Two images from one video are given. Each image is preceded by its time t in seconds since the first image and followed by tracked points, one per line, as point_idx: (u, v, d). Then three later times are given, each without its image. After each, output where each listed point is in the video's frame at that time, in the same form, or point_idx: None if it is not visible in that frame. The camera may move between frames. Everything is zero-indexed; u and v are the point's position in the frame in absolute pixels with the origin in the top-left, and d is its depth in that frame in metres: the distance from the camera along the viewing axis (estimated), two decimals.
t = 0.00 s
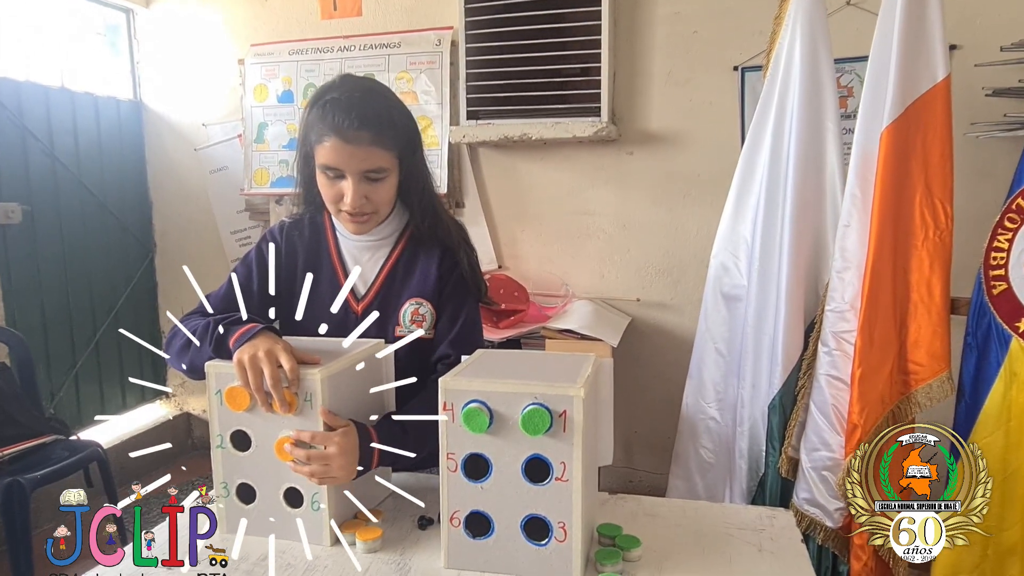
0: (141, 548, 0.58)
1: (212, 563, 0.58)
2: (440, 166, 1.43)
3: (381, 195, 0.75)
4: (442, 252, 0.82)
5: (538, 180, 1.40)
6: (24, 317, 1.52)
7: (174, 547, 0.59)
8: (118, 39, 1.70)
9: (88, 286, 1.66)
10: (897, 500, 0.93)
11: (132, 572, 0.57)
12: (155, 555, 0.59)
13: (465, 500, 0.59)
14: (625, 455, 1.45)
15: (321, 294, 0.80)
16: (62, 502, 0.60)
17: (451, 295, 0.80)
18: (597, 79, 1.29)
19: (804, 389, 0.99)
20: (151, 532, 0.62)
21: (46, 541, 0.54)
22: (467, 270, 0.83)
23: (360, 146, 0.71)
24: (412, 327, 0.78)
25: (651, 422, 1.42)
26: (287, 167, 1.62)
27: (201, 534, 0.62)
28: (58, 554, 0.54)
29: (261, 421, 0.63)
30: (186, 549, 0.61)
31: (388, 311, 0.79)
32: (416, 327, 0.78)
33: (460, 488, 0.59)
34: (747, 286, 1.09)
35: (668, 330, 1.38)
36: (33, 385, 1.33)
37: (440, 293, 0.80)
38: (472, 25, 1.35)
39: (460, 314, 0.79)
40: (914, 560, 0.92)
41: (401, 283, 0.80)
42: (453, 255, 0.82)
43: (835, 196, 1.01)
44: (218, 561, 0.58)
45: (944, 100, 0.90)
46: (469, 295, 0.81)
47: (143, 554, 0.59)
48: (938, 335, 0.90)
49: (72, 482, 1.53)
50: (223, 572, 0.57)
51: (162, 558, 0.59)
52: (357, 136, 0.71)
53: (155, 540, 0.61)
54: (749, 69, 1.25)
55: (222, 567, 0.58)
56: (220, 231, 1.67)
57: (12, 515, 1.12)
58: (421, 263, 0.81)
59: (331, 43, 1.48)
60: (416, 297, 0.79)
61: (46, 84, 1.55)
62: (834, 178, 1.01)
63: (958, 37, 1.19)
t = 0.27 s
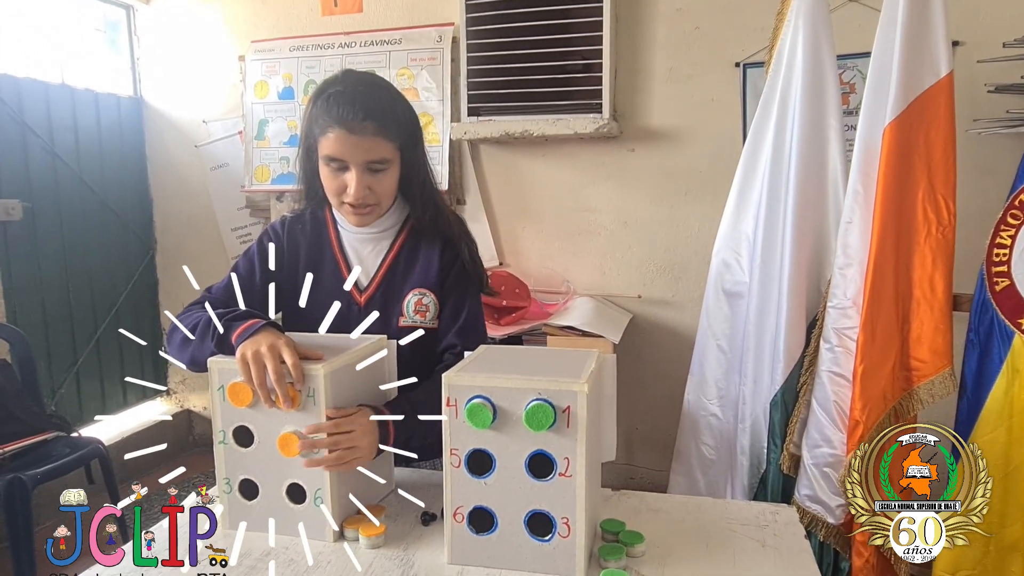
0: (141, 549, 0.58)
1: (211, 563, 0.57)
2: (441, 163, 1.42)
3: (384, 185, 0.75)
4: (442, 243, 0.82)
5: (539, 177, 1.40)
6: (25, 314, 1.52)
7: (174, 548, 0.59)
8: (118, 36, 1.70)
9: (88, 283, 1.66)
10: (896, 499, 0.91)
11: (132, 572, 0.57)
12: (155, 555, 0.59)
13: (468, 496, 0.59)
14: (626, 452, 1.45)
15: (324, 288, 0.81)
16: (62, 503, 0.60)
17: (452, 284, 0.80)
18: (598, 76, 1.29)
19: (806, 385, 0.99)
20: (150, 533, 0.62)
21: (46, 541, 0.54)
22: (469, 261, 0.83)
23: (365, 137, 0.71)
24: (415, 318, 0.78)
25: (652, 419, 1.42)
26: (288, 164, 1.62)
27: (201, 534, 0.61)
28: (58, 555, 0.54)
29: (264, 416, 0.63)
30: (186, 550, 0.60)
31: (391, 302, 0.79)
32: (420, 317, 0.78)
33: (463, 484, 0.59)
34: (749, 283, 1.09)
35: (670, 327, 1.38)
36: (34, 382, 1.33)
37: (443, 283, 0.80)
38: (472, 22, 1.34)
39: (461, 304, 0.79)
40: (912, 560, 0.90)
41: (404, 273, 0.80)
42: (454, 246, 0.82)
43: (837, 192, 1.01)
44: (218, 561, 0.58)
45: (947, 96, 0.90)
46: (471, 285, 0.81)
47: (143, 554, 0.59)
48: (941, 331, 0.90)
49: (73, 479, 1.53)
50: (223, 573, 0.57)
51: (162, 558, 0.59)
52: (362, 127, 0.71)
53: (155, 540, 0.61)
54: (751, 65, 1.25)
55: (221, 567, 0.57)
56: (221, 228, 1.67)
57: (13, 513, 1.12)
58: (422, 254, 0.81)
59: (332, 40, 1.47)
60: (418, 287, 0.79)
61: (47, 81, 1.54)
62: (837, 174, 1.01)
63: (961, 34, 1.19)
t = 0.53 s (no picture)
0: (140, 548, 0.58)
1: (212, 563, 0.57)
2: (441, 161, 1.42)
3: (389, 176, 0.77)
4: (444, 231, 0.85)
5: (539, 175, 1.40)
6: (25, 312, 1.52)
7: (174, 548, 0.59)
8: (118, 33, 1.70)
9: (88, 281, 1.66)
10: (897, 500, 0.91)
11: (132, 572, 0.57)
12: (155, 555, 0.59)
13: (469, 492, 0.59)
14: (625, 450, 1.45)
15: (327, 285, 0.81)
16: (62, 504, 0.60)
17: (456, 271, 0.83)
18: (599, 74, 1.29)
19: (805, 383, 0.99)
20: (150, 533, 0.62)
21: (46, 542, 0.55)
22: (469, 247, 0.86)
23: (372, 127, 0.74)
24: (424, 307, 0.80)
25: (652, 417, 1.43)
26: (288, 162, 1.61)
27: (201, 534, 0.61)
28: (58, 555, 0.54)
29: (265, 413, 0.63)
30: (186, 550, 0.60)
31: (396, 293, 0.80)
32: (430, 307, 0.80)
33: (464, 481, 0.59)
34: (749, 281, 1.09)
35: (669, 325, 1.38)
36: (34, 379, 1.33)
37: (448, 270, 0.82)
38: (473, 20, 1.34)
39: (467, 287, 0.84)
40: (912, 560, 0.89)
41: (407, 264, 0.81)
42: (455, 234, 0.85)
43: (838, 191, 1.01)
44: (218, 561, 0.57)
45: (947, 94, 0.90)
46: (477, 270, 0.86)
47: (142, 554, 0.59)
48: (940, 329, 0.90)
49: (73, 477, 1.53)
50: (223, 573, 0.56)
51: (162, 558, 0.59)
52: (369, 118, 0.74)
53: (155, 540, 0.61)
54: (752, 63, 1.25)
55: (222, 567, 0.57)
56: (221, 225, 1.67)
57: (13, 510, 1.12)
58: (425, 244, 0.83)
59: (332, 37, 1.47)
60: (424, 278, 0.81)
61: (47, 78, 1.54)
62: (837, 172, 1.01)
63: (961, 32, 1.19)
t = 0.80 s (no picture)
0: (140, 548, 0.58)
1: (211, 563, 0.57)
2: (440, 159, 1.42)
3: (418, 171, 0.78)
4: (467, 228, 0.84)
5: (538, 173, 1.40)
6: (24, 310, 1.52)
7: (174, 547, 0.59)
8: (117, 32, 1.70)
9: (88, 279, 1.66)
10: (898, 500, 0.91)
11: (132, 572, 0.57)
12: (155, 555, 0.59)
13: (467, 491, 0.59)
14: (625, 448, 1.45)
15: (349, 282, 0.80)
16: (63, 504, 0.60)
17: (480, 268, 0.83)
18: (598, 73, 1.29)
19: (804, 382, 0.99)
20: (150, 532, 0.62)
21: (46, 542, 0.55)
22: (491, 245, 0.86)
23: (405, 121, 0.75)
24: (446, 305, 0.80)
25: (651, 415, 1.43)
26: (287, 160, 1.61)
27: (201, 534, 0.61)
28: (58, 554, 0.54)
29: (264, 411, 0.63)
30: (186, 550, 0.60)
31: (421, 290, 0.80)
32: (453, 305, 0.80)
33: (463, 479, 0.59)
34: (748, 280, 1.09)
35: (668, 324, 1.38)
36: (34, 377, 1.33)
37: (472, 267, 0.83)
38: (472, 18, 1.34)
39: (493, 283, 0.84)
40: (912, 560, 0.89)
41: (431, 260, 0.81)
42: (477, 232, 0.85)
43: (836, 190, 1.01)
44: (218, 561, 0.57)
45: (946, 93, 0.90)
46: (502, 266, 0.86)
47: (143, 554, 0.59)
48: (939, 328, 0.90)
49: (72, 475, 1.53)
50: (222, 573, 0.56)
51: (162, 558, 0.59)
52: (402, 111, 0.75)
53: (155, 540, 0.61)
54: (750, 62, 1.25)
55: (221, 567, 0.57)
56: (220, 223, 1.67)
57: (13, 508, 1.12)
58: (449, 241, 0.82)
59: (331, 35, 1.47)
60: (448, 275, 0.81)
61: (46, 76, 1.54)
62: (836, 171, 1.01)
63: (960, 31, 1.19)
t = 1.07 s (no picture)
0: (141, 548, 0.58)
1: (211, 563, 0.57)
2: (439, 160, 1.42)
3: (481, 173, 0.79)
4: (526, 231, 0.83)
5: (537, 174, 1.40)
6: (23, 310, 1.52)
7: (174, 547, 0.59)
8: (115, 31, 1.70)
9: (87, 279, 1.66)
10: (898, 499, 0.94)
11: (132, 572, 0.57)
12: (155, 555, 0.59)
13: (464, 491, 0.59)
14: (623, 448, 1.45)
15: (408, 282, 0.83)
16: (63, 505, 0.60)
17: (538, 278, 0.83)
18: (596, 73, 1.29)
19: (801, 381, 1.00)
20: (150, 532, 0.62)
21: (46, 541, 0.55)
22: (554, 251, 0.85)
23: (473, 122, 0.75)
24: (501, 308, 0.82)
25: (649, 415, 1.43)
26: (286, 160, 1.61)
27: (201, 534, 0.61)
28: (59, 554, 0.55)
29: (261, 411, 0.63)
30: (186, 550, 0.60)
31: (475, 294, 0.82)
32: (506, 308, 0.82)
33: (460, 480, 0.59)
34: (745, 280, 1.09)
35: (667, 324, 1.38)
36: (32, 378, 1.33)
37: (530, 274, 0.83)
38: (472, 18, 1.35)
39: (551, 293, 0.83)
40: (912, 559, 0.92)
41: (486, 265, 0.82)
42: (538, 239, 0.84)
43: (834, 191, 1.01)
44: (218, 561, 0.57)
45: (943, 94, 0.91)
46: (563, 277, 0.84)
47: (143, 554, 0.59)
48: (936, 328, 0.90)
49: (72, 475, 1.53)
50: (223, 573, 0.57)
51: (162, 558, 0.59)
52: (470, 113, 0.75)
53: (155, 540, 0.61)
54: (749, 62, 1.25)
55: (221, 567, 0.57)
56: (219, 223, 1.67)
57: (12, 508, 1.12)
58: (507, 247, 0.83)
59: (329, 35, 1.47)
60: (505, 281, 0.82)
61: (44, 77, 1.54)
62: (833, 171, 1.01)
63: (958, 32, 1.19)
